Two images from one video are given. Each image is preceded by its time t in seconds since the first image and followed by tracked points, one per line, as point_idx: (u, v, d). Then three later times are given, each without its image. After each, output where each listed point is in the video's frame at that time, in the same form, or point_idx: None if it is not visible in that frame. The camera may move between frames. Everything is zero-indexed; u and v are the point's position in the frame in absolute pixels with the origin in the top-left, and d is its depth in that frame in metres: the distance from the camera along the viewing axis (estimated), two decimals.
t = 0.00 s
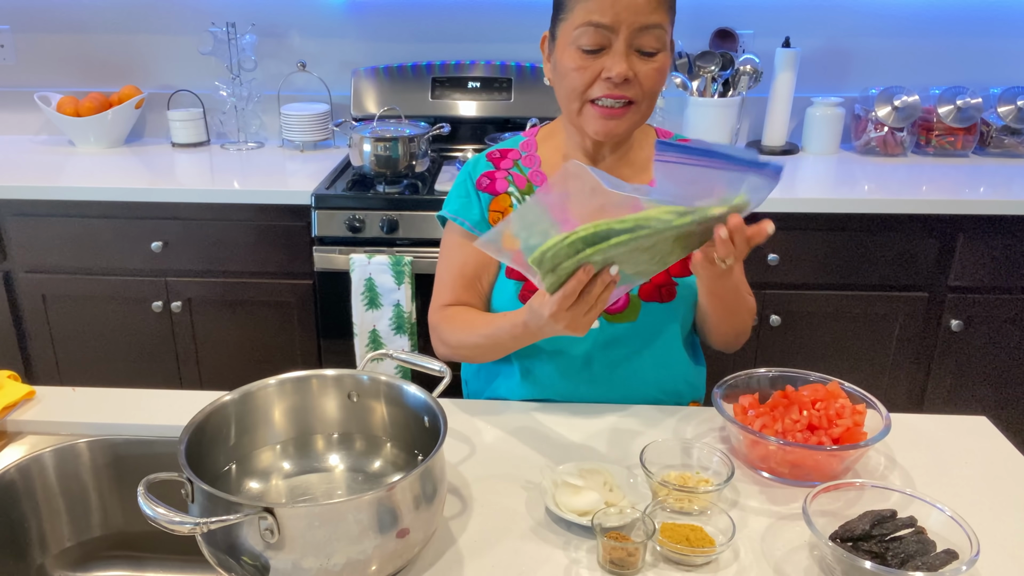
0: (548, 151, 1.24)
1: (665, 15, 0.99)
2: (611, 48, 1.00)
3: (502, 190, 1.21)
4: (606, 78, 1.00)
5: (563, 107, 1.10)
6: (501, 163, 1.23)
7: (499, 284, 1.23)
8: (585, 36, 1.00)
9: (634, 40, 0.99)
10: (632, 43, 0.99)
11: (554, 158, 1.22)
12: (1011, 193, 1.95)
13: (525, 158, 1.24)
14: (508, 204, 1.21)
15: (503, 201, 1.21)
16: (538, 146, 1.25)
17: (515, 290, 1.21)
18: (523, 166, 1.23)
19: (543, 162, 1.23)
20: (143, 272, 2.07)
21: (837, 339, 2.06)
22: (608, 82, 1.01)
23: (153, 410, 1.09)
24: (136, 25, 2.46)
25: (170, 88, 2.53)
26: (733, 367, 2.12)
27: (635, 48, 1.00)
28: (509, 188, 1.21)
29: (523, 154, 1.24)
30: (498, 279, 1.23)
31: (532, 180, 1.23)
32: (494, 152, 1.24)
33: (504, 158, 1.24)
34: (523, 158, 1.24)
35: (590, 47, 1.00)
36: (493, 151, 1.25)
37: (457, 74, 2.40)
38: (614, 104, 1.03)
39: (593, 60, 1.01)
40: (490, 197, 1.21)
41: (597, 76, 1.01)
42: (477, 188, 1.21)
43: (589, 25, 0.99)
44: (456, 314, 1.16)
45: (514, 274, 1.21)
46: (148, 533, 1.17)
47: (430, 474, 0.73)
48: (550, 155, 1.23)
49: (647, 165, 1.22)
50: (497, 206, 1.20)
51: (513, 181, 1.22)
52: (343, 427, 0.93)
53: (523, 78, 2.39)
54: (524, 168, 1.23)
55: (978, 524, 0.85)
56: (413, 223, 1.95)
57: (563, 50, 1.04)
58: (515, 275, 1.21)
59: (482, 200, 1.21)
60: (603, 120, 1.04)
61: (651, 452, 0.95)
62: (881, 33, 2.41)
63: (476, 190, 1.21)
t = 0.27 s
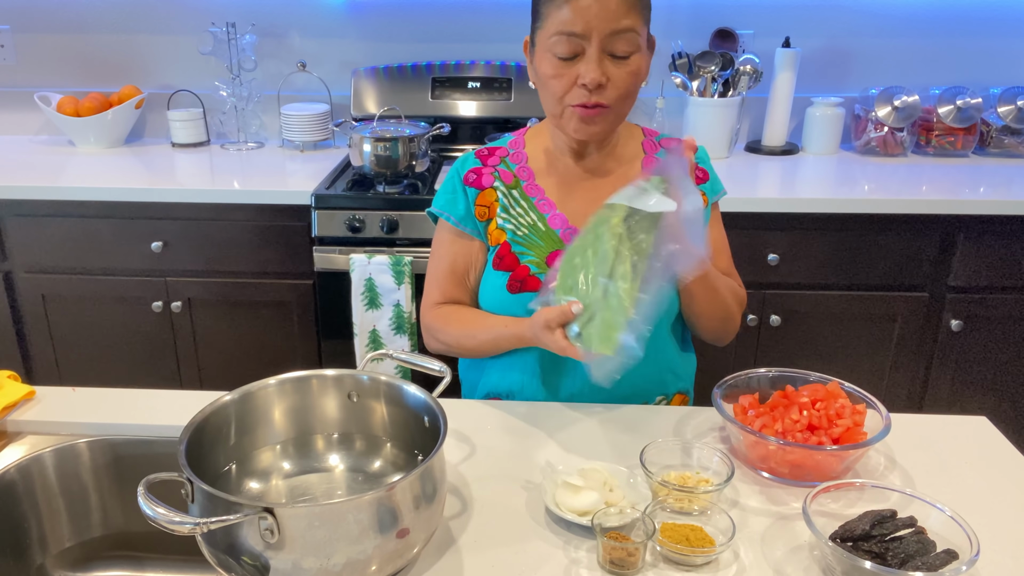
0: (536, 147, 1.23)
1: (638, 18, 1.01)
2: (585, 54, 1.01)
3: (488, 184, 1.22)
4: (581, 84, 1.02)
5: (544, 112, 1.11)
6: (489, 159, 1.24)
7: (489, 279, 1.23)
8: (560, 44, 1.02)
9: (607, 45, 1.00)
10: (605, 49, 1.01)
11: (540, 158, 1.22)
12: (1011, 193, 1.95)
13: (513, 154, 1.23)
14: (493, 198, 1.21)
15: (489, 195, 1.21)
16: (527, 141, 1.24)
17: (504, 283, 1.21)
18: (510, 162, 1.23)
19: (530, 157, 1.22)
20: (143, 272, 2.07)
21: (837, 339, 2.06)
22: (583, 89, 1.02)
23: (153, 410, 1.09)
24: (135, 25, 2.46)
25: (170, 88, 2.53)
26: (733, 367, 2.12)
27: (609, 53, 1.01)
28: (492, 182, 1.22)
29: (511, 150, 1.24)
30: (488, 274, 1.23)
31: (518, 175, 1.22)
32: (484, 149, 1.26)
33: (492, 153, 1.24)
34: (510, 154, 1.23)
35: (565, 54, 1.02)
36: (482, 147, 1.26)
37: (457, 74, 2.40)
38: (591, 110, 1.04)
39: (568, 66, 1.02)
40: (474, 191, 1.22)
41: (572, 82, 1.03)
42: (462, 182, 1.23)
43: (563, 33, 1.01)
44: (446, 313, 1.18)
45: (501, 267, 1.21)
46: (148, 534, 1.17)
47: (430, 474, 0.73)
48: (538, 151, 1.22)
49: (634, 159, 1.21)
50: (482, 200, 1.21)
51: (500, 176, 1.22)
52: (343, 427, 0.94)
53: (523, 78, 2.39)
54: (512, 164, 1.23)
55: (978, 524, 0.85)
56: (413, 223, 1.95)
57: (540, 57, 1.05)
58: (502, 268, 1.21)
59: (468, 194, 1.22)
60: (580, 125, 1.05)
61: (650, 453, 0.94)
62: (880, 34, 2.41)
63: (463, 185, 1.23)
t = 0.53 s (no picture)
0: (519, 147, 1.25)
1: (620, 6, 1.04)
2: (566, 36, 1.04)
3: (475, 186, 1.24)
4: (560, 64, 1.04)
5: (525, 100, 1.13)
6: (474, 162, 1.26)
7: (478, 281, 1.24)
8: (542, 27, 1.05)
9: (587, 28, 1.04)
10: (586, 32, 1.04)
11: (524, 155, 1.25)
12: (1011, 193, 1.95)
13: (497, 156, 1.26)
14: (480, 200, 1.24)
15: (475, 197, 1.24)
16: (510, 143, 1.27)
17: (495, 284, 1.22)
18: (495, 164, 1.25)
19: (515, 159, 1.25)
20: (143, 272, 2.07)
21: (838, 339, 2.06)
22: (562, 69, 1.04)
23: (153, 410, 1.09)
24: (136, 25, 2.46)
25: (170, 88, 2.53)
26: (733, 367, 2.11)
27: (590, 36, 1.04)
28: (479, 184, 1.24)
29: (496, 152, 1.26)
30: (476, 277, 1.24)
31: (505, 177, 1.24)
32: (469, 152, 1.28)
33: (478, 155, 1.27)
34: (495, 156, 1.26)
35: (547, 35, 1.05)
36: (466, 150, 1.29)
37: (457, 74, 2.40)
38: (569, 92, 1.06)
39: (548, 47, 1.05)
40: (461, 192, 1.24)
41: (551, 63, 1.05)
42: (449, 184, 1.24)
43: (544, 16, 1.04)
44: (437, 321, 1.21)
45: (491, 270, 1.23)
46: (147, 534, 1.17)
47: (430, 474, 0.73)
48: (522, 151, 1.25)
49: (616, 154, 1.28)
50: (469, 203, 1.24)
51: (486, 179, 1.24)
52: (343, 427, 0.94)
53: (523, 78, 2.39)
54: (497, 166, 1.25)
55: (977, 525, 0.85)
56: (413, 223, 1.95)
57: (524, 42, 1.08)
58: (491, 270, 1.22)
59: (454, 196, 1.24)
60: (559, 106, 1.06)
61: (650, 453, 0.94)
62: (880, 34, 2.41)
63: (450, 187, 1.24)
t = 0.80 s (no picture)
0: (509, 148, 1.26)
1: (615, 10, 1.04)
2: (563, 39, 1.04)
3: (465, 188, 1.24)
4: (557, 67, 1.04)
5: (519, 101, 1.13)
6: (464, 162, 1.26)
7: (470, 284, 1.24)
8: (539, 28, 1.04)
9: (584, 31, 1.04)
10: (583, 34, 1.04)
11: (515, 155, 1.25)
12: (1011, 193, 1.95)
13: (487, 157, 1.26)
14: (470, 202, 1.24)
15: (466, 199, 1.24)
16: (500, 143, 1.28)
17: (487, 286, 1.22)
18: (485, 165, 1.26)
19: (505, 160, 1.25)
20: (143, 272, 2.07)
21: (838, 339, 2.06)
22: (559, 72, 1.04)
23: (153, 410, 1.09)
24: (136, 25, 2.46)
25: (170, 88, 2.53)
26: (734, 367, 2.11)
27: (586, 39, 1.04)
28: (470, 185, 1.24)
29: (485, 152, 1.27)
30: (467, 279, 1.25)
31: (494, 179, 1.25)
32: (459, 151, 1.27)
33: (468, 155, 1.27)
34: (485, 157, 1.26)
35: (543, 37, 1.05)
36: (455, 150, 1.28)
37: (457, 74, 2.40)
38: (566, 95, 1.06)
39: (545, 50, 1.05)
40: (451, 193, 1.24)
41: (549, 66, 1.05)
42: (439, 185, 1.25)
43: (542, 17, 1.03)
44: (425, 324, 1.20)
45: (482, 272, 1.23)
46: (147, 534, 1.17)
47: (430, 474, 0.73)
48: (512, 153, 1.25)
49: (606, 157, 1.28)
50: (459, 205, 1.24)
51: (477, 180, 1.25)
52: (343, 427, 0.94)
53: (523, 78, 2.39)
54: (487, 167, 1.25)
55: (977, 525, 0.85)
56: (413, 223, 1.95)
57: (518, 43, 1.08)
58: (483, 272, 1.23)
59: (444, 198, 1.24)
60: (556, 109, 1.06)
61: (650, 454, 0.94)
62: (880, 33, 2.41)
63: (440, 189, 1.25)
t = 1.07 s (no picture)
0: (509, 152, 1.27)
1: (623, 13, 1.04)
2: (571, 42, 1.04)
3: (467, 193, 1.24)
4: (566, 72, 1.04)
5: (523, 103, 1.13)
6: (465, 167, 1.27)
7: (472, 290, 1.24)
8: (546, 31, 1.04)
9: (593, 34, 1.03)
10: (591, 38, 1.03)
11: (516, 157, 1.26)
12: (1011, 193, 1.95)
13: (487, 161, 1.27)
14: (472, 208, 1.24)
15: (468, 204, 1.24)
16: (500, 147, 1.29)
17: (489, 293, 1.22)
18: (486, 169, 1.26)
19: (506, 164, 1.27)
20: (143, 272, 2.07)
21: (838, 340, 2.06)
22: (568, 76, 1.04)
23: (153, 410, 1.09)
24: (136, 26, 2.46)
25: (170, 88, 2.53)
26: (734, 367, 2.11)
27: (594, 42, 1.04)
28: (471, 191, 1.25)
29: (485, 156, 1.28)
30: (469, 284, 1.24)
31: (495, 183, 1.26)
32: (458, 156, 1.28)
33: (467, 161, 1.27)
34: (485, 161, 1.27)
35: (551, 40, 1.04)
36: (455, 155, 1.29)
37: (457, 74, 2.40)
38: (573, 99, 1.06)
39: (553, 53, 1.04)
40: (452, 199, 1.24)
41: (557, 70, 1.05)
42: (440, 191, 1.25)
43: (549, 19, 1.03)
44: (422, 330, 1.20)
45: (485, 278, 1.23)
46: (147, 534, 1.17)
47: (430, 474, 0.73)
48: (512, 157, 1.27)
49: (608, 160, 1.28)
50: (461, 210, 1.24)
51: (478, 185, 1.25)
52: (343, 427, 0.93)
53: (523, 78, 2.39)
54: (488, 171, 1.26)
55: (977, 525, 0.85)
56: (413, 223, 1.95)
57: (524, 45, 1.07)
58: (486, 278, 1.22)
59: (445, 203, 1.24)
60: (563, 114, 1.07)
61: (650, 453, 0.94)
62: (880, 33, 2.41)
63: (441, 194, 1.25)
